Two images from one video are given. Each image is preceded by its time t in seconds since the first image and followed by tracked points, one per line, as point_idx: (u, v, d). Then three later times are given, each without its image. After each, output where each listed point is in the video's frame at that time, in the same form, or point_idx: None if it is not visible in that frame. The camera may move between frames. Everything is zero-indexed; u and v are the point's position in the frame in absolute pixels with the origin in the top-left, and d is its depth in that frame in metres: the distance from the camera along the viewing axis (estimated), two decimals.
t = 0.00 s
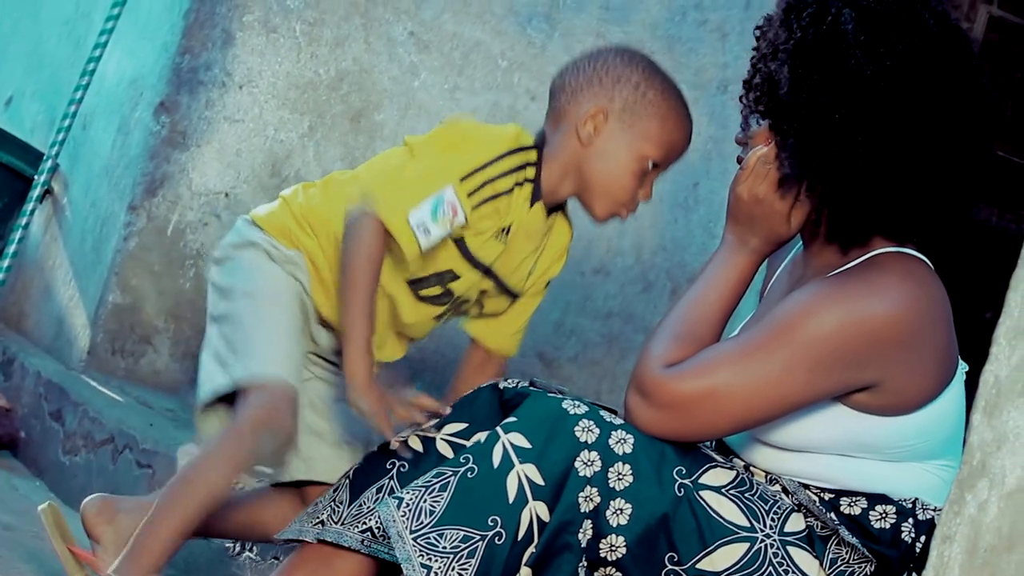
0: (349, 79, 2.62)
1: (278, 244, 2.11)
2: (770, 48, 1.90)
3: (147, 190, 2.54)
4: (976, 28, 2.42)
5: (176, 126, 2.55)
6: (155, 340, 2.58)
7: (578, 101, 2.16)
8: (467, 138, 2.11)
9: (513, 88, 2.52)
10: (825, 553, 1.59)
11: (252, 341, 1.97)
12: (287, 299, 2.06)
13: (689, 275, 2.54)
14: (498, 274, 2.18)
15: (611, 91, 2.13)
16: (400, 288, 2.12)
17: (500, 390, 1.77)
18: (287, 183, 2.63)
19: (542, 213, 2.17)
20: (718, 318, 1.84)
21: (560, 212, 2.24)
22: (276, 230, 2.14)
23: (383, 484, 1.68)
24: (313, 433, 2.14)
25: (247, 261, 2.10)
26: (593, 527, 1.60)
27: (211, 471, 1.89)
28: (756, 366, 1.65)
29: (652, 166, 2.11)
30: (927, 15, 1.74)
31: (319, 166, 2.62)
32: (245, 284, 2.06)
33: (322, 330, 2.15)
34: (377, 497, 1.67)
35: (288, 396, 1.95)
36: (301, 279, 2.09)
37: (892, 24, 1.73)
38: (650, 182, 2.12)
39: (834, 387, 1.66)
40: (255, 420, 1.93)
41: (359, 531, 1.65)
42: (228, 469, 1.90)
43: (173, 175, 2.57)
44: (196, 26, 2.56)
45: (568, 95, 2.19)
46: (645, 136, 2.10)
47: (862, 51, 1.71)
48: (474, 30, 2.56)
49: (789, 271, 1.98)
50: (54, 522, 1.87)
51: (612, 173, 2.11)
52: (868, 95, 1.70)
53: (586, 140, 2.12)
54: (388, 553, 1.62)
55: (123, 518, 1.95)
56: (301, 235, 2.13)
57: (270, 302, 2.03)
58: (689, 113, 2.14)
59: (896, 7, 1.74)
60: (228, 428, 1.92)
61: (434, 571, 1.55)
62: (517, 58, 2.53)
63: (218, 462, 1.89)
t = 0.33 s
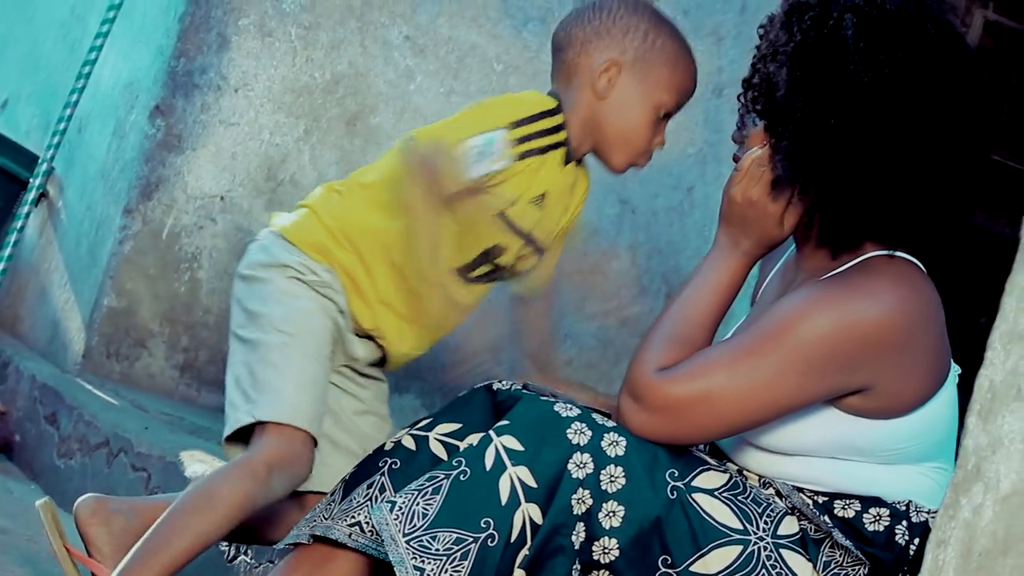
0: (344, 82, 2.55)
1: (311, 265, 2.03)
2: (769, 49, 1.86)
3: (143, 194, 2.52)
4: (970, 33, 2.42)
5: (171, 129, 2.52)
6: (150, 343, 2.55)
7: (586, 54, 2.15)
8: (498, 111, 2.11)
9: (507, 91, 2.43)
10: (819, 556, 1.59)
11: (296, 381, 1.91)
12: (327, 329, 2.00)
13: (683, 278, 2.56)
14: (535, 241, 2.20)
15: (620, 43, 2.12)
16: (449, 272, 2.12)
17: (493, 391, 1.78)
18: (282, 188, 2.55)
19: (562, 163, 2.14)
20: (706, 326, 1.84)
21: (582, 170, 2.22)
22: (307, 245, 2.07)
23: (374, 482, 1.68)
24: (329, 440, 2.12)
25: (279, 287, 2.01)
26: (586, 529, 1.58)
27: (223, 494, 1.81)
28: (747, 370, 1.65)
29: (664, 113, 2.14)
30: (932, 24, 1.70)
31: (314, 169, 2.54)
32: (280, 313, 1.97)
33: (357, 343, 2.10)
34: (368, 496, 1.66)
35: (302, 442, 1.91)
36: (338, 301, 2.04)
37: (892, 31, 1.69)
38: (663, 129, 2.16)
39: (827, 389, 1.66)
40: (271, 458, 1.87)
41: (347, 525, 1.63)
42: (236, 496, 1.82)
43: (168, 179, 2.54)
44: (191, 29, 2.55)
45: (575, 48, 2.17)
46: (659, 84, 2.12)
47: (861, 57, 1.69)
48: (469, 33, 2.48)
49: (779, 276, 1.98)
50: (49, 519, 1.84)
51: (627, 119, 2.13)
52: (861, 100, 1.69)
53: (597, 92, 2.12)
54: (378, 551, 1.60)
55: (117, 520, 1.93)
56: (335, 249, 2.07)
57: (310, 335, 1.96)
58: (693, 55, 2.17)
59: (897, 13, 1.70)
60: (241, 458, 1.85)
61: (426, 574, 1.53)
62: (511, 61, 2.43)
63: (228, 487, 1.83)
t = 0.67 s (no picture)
0: (337, 87, 2.49)
1: (358, 281, 1.87)
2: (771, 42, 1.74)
3: (134, 197, 2.40)
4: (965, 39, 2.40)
5: (165, 134, 2.40)
6: (142, 347, 2.47)
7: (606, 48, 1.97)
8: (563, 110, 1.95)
9: (501, 96, 2.50)
10: (808, 561, 1.57)
11: (334, 408, 1.78)
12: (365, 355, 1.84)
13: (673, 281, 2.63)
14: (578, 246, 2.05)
15: (645, 30, 1.96)
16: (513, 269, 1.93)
17: (484, 397, 1.78)
18: (274, 191, 2.49)
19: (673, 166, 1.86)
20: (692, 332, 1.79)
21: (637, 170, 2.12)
22: (353, 256, 1.90)
23: (366, 487, 1.67)
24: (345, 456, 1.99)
25: (323, 303, 1.84)
26: (576, 533, 1.57)
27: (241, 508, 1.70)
28: (735, 373, 1.61)
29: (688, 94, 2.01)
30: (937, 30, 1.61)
31: (308, 172, 2.49)
32: (325, 333, 1.81)
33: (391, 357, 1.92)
34: (359, 500, 1.67)
35: (325, 470, 1.78)
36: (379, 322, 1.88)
37: (889, 32, 1.59)
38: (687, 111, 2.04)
39: (816, 391, 1.61)
40: (293, 481, 1.75)
41: (339, 531, 1.64)
42: (255, 516, 1.70)
43: (161, 183, 2.42)
44: (183, 33, 2.39)
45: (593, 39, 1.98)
46: (685, 68, 1.98)
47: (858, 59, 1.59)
48: (461, 38, 2.51)
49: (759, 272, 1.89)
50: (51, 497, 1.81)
51: (661, 107, 1.98)
52: (858, 102, 1.59)
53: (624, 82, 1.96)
54: (369, 555, 1.62)
55: (105, 518, 1.84)
56: (387, 265, 1.90)
57: (352, 360, 1.82)
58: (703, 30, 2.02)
59: (899, 13, 1.60)
60: (265, 478, 1.74)
61: None
62: (504, 66, 2.50)
63: (248, 506, 1.71)
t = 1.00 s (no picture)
0: (323, 96, 2.49)
1: (401, 313, 1.86)
2: (774, 50, 1.66)
3: (120, 207, 2.39)
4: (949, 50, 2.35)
5: (150, 143, 2.39)
6: (127, 356, 2.46)
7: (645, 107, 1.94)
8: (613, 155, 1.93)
9: (485, 106, 2.51)
10: (790, 568, 1.51)
11: (358, 434, 1.73)
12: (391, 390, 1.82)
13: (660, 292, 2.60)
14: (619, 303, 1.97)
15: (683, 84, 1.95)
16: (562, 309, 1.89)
17: (468, 405, 1.76)
18: (259, 202, 2.50)
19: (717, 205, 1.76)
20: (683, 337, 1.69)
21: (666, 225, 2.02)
22: (405, 286, 1.89)
23: (351, 497, 1.67)
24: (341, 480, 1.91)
25: (361, 324, 1.82)
26: (559, 542, 1.55)
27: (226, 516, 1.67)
28: (718, 375, 1.55)
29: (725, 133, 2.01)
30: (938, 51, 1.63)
31: (293, 182, 2.50)
32: (359, 356, 1.80)
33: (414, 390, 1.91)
34: (344, 510, 1.65)
35: (312, 485, 1.73)
36: (409, 358, 1.88)
37: (902, 48, 1.58)
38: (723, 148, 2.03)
39: (798, 393, 1.57)
40: (280, 492, 1.70)
41: (324, 540, 1.61)
42: (237, 523, 1.68)
43: (146, 193, 2.41)
44: (170, 43, 2.37)
45: (640, 97, 1.94)
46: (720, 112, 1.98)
47: (914, 100, 1.58)
48: (447, 48, 2.50)
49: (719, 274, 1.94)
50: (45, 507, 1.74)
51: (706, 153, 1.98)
52: (860, 135, 1.57)
53: (664, 133, 1.92)
54: (353, 564, 1.58)
55: (94, 526, 1.80)
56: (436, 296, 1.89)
57: (381, 389, 1.80)
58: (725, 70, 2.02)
59: (908, 45, 1.59)
60: (250, 485, 1.69)
61: None
62: (490, 75, 2.50)
63: (232, 513, 1.68)
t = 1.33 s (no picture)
0: (311, 105, 2.49)
1: (425, 341, 1.84)
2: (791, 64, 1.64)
3: (108, 216, 2.42)
4: (937, 60, 2.38)
5: (138, 152, 2.43)
6: (115, 365, 2.46)
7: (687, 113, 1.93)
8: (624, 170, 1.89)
9: (474, 116, 2.49)
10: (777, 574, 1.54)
11: (365, 454, 1.69)
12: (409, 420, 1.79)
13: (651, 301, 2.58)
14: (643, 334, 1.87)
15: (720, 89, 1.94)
16: (582, 326, 1.79)
17: (454, 412, 1.70)
18: (246, 212, 2.49)
19: (698, 213, 1.70)
20: (671, 346, 1.65)
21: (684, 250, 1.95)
22: (433, 317, 1.87)
23: (338, 505, 1.66)
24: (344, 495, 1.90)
25: (383, 350, 1.81)
26: (545, 550, 1.53)
27: (219, 521, 1.67)
28: (703, 381, 1.53)
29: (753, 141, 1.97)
30: (940, 76, 1.64)
31: (281, 193, 2.49)
32: (375, 380, 1.77)
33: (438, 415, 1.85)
34: (331, 518, 1.64)
35: (311, 498, 1.72)
36: (431, 389, 1.85)
37: (911, 72, 1.60)
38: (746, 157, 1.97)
39: (782, 397, 1.55)
40: (275, 502, 1.69)
41: (310, 547, 1.60)
42: (229, 528, 1.68)
43: (134, 203, 2.44)
44: (157, 51, 2.43)
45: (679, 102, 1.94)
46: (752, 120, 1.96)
47: (919, 122, 1.58)
48: (435, 57, 2.50)
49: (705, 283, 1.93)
50: (35, 513, 1.75)
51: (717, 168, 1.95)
52: (866, 153, 1.57)
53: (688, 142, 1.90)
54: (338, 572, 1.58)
55: (85, 537, 1.76)
56: (462, 323, 1.85)
57: (394, 413, 1.76)
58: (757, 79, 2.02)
59: (912, 71, 1.60)
60: (246, 490, 1.69)
61: None
62: (478, 85, 2.49)
63: (225, 516, 1.67)
